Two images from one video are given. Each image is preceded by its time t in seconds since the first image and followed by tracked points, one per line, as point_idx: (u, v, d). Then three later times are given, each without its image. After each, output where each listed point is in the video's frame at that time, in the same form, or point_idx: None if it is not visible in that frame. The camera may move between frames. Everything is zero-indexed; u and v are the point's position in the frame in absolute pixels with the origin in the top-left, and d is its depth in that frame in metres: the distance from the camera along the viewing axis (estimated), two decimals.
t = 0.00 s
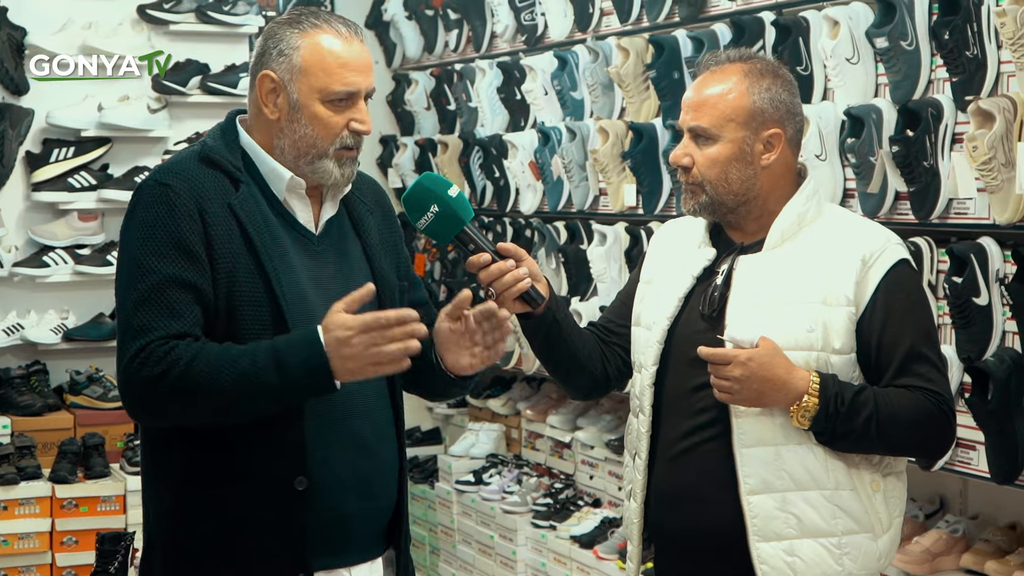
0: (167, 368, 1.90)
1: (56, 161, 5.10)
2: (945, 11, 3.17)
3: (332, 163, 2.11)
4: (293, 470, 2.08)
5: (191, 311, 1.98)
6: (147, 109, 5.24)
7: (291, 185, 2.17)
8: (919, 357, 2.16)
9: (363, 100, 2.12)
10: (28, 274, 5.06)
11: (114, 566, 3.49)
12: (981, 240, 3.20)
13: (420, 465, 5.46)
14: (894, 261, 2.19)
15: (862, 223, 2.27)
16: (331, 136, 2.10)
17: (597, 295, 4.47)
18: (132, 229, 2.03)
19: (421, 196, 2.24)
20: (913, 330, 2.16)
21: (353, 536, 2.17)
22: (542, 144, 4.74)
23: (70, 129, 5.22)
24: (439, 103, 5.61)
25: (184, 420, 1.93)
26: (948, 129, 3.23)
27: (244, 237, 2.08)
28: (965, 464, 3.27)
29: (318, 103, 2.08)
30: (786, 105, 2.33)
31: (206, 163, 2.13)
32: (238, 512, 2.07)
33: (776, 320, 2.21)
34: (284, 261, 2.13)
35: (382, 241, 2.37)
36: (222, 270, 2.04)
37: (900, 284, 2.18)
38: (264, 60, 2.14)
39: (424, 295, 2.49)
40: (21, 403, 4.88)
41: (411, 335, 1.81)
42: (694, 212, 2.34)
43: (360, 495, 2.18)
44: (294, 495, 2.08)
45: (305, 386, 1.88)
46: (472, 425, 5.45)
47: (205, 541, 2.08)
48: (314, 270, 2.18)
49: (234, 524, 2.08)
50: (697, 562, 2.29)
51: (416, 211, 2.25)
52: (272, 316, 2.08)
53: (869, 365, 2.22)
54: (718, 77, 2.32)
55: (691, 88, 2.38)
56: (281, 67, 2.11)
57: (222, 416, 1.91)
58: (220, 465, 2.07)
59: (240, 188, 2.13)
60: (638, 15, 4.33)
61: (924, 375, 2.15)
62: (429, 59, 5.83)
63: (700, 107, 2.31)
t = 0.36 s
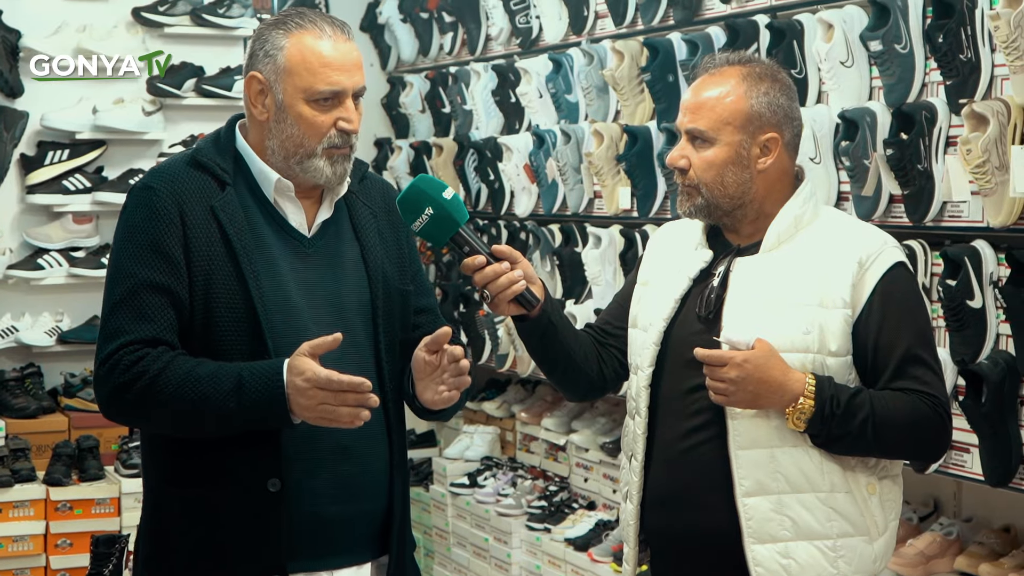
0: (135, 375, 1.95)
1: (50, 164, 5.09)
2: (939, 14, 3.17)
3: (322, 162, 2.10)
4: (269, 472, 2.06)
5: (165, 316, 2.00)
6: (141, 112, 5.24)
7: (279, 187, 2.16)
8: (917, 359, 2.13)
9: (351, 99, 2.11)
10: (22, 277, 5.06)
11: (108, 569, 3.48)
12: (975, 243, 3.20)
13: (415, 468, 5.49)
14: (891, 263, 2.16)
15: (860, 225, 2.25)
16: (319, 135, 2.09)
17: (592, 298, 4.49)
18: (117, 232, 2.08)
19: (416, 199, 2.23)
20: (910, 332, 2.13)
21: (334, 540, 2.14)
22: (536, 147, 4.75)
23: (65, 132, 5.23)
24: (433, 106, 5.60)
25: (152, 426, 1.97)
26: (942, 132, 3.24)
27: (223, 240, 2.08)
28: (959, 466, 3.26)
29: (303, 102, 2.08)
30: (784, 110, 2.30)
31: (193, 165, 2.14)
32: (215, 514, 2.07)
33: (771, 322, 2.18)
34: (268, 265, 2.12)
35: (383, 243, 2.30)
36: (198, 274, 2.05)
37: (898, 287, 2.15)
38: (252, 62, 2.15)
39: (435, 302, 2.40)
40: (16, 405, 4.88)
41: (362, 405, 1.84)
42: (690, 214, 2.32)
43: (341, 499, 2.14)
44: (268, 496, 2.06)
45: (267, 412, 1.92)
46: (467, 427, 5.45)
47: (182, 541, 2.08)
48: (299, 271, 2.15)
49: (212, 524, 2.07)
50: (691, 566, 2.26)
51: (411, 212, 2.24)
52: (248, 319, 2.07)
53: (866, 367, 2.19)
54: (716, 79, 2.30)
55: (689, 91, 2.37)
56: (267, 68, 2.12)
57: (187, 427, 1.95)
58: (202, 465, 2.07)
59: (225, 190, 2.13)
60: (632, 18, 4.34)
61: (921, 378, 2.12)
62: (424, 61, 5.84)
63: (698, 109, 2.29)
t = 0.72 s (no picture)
0: (133, 374, 1.95)
1: (50, 166, 5.10)
2: (938, 16, 3.17)
3: (326, 165, 2.10)
4: (266, 473, 2.06)
5: (165, 317, 2.01)
6: (141, 114, 5.24)
7: (281, 189, 2.16)
8: (917, 363, 2.13)
9: (355, 101, 2.12)
10: (22, 279, 5.07)
11: (108, 571, 3.48)
12: (974, 245, 3.20)
13: (415, 470, 5.53)
14: (893, 267, 2.15)
15: (863, 229, 2.24)
16: (324, 138, 2.09)
17: (591, 300, 4.49)
18: (121, 234, 2.08)
19: (416, 200, 2.22)
20: (911, 336, 2.12)
21: (334, 542, 2.13)
22: (536, 149, 4.75)
23: (64, 134, 5.24)
24: (433, 108, 5.60)
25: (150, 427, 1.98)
26: (941, 134, 3.25)
27: (224, 242, 2.08)
28: (958, 468, 3.26)
29: (308, 106, 2.09)
30: (787, 115, 2.29)
31: (196, 168, 2.14)
32: (214, 515, 2.07)
33: (773, 324, 2.18)
34: (269, 267, 2.12)
35: (388, 247, 2.29)
36: (199, 276, 2.05)
37: (900, 292, 2.14)
38: (256, 66, 2.15)
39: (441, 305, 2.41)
40: (15, 408, 4.88)
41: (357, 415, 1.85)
42: (691, 215, 2.32)
43: (341, 500, 2.13)
44: (265, 497, 2.06)
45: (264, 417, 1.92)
46: (467, 429, 5.45)
47: (183, 541, 2.08)
48: (300, 273, 2.15)
49: (212, 525, 2.07)
50: (692, 568, 2.26)
51: (412, 214, 2.23)
52: (248, 321, 2.07)
53: (867, 370, 2.19)
54: (720, 82, 2.29)
55: (693, 92, 2.35)
56: (272, 73, 2.12)
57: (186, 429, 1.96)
58: (203, 466, 2.07)
59: (227, 193, 2.13)
60: (632, 20, 4.34)
61: (922, 382, 2.12)
62: (423, 63, 5.85)
63: (702, 111, 2.28)
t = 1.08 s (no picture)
0: (148, 351, 1.93)
1: (48, 167, 5.10)
2: (937, 17, 3.17)
3: (336, 164, 2.09)
4: (278, 470, 2.05)
5: (181, 303, 1.99)
6: (140, 114, 5.24)
7: (287, 190, 2.15)
8: (917, 365, 2.13)
9: (365, 100, 2.11)
10: (21, 280, 5.06)
11: (107, 572, 3.49)
12: (974, 245, 3.20)
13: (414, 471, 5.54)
14: (894, 269, 2.15)
15: (865, 231, 2.24)
16: (334, 136, 2.08)
17: (590, 300, 4.50)
18: (131, 231, 2.07)
19: (417, 198, 2.16)
20: (912, 339, 2.12)
21: (342, 542, 2.12)
22: (535, 150, 4.75)
23: (63, 135, 5.24)
24: (431, 109, 5.61)
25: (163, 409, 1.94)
26: (940, 134, 3.25)
27: (235, 238, 2.08)
28: (958, 468, 3.26)
29: (320, 103, 2.07)
30: (791, 114, 2.29)
31: (203, 168, 2.13)
32: (225, 512, 2.05)
33: (775, 326, 2.18)
34: (277, 266, 2.12)
35: (390, 247, 2.29)
36: (211, 270, 2.05)
37: (902, 294, 2.14)
38: (266, 64, 2.14)
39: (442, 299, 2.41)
40: (14, 408, 4.88)
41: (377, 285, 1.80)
42: (693, 214, 2.31)
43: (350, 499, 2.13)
44: (276, 495, 2.04)
45: (282, 363, 1.88)
46: (466, 430, 5.45)
47: (192, 541, 2.06)
48: (306, 273, 2.15)
49: (222, 523, 2.05)
50: (691, 569, 2.26)
51: (412, 213, 2.18)
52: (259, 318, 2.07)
53: (868, 372, 2.19)
54: (723, 82, 2.28)
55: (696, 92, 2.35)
56: (283, 70, 2.11)
57: (202, 400, 1.92)
58: (211, 464, 2.05)
59: (235, 192, 2.12)
60: (631, 21, 4.34)
61: (922, 384, 2.12)
62: (422, 64, 5.85)
63: (705, 110, 2.28)
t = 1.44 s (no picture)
0: (156, 364, 1.89)
1: (48, 165, 5.10)
2: (936, 16, 3.16)
3: (345, 155, 2.09)
4: (285, 469, 2.03)
5: (188, 308, 1.96)
6: (139, 113, 5.23)
7: (293, 188, 2.15)
8: (918, 366, 2.12)
9: (371, 94, 2.13)
10: (20, 278, 5.06)
11: (106, 571, 3.49)
12: (972, 245, 3.20)
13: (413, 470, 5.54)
14: (894, 269, 2.15)
15: (865, 231, 2.24)
16: (342, 128, 2.09)
17: (589, 300, 4.50)
18: (134, 230, 2.03)
19: (420, 193, 2.17)
20: (912, 339, 2.12)
21: (346, 540, 2.11)
22: (534, 149, 4.75)
23: (62, 134, 5.23)
24: (430, 108, 5.61)
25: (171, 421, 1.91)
26: (939, 134, 3.24)
27: (241, 239, 2.05)
28: (957, 468, 3.26)
29: (329, 95, 2.08)
30: (793, 112, 2.29)
31: (208, 166, 2.10)
32: (231, 513, 2.02)
33: (775, 325, 2.18)
34: (283, 265, 2.10)
35: (390, 248, 2.29)
36: (218, 271, 2.02)
37: (902, 293, 2.14)
38: (274, 57, 2.13)
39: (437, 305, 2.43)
40: (13, 407, 4.88)
41: (392, 378, 1.80)
42: (694, 212, 2.31)
43: (354, 498, 2.12)
44: (284, 495, 2.02)
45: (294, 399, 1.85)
46: (464, 429, 5.45)
47: (194, 542, 2.03)
48: (312, 271, 2.13)
49: (226, 524, 2.02)
50: (690, 568, 2.25)
51: (414, 209, 2.19)
52: (267, 320, 2.05)
53: (867, 372, 2.19)
54: (726, 79, 2.28)
55: (698, 90, 2.35)
56: (292, 62, 2.11)
57: (215, 419, 1.89)
58: (216, 465, 2.02)
59: (240, 191, 2.09)
60: (630, 20, 4.34)
61: (922, 384, 2.12)
62: (422, 63, 5.85)
63: (707, 108, 2.28)
